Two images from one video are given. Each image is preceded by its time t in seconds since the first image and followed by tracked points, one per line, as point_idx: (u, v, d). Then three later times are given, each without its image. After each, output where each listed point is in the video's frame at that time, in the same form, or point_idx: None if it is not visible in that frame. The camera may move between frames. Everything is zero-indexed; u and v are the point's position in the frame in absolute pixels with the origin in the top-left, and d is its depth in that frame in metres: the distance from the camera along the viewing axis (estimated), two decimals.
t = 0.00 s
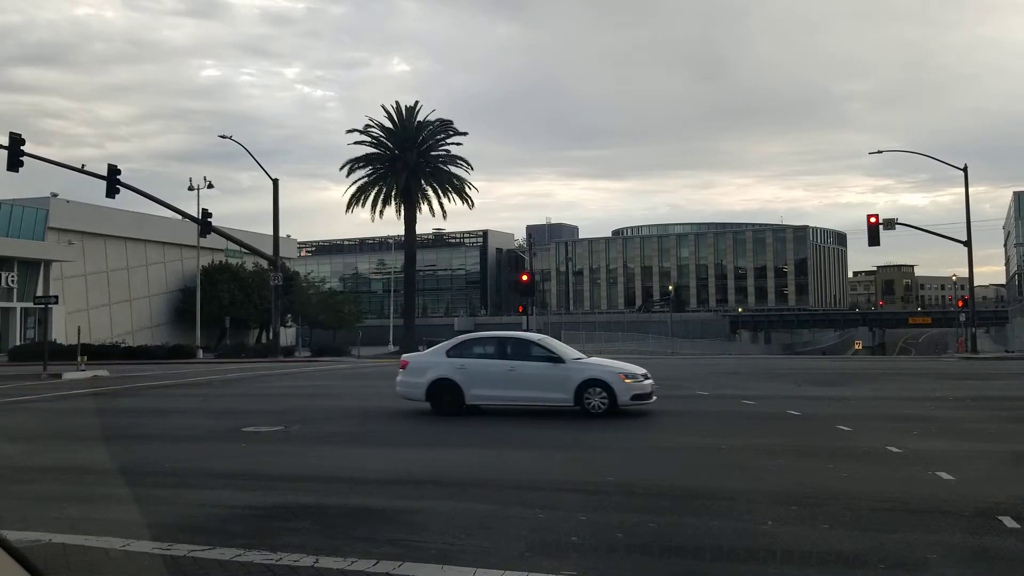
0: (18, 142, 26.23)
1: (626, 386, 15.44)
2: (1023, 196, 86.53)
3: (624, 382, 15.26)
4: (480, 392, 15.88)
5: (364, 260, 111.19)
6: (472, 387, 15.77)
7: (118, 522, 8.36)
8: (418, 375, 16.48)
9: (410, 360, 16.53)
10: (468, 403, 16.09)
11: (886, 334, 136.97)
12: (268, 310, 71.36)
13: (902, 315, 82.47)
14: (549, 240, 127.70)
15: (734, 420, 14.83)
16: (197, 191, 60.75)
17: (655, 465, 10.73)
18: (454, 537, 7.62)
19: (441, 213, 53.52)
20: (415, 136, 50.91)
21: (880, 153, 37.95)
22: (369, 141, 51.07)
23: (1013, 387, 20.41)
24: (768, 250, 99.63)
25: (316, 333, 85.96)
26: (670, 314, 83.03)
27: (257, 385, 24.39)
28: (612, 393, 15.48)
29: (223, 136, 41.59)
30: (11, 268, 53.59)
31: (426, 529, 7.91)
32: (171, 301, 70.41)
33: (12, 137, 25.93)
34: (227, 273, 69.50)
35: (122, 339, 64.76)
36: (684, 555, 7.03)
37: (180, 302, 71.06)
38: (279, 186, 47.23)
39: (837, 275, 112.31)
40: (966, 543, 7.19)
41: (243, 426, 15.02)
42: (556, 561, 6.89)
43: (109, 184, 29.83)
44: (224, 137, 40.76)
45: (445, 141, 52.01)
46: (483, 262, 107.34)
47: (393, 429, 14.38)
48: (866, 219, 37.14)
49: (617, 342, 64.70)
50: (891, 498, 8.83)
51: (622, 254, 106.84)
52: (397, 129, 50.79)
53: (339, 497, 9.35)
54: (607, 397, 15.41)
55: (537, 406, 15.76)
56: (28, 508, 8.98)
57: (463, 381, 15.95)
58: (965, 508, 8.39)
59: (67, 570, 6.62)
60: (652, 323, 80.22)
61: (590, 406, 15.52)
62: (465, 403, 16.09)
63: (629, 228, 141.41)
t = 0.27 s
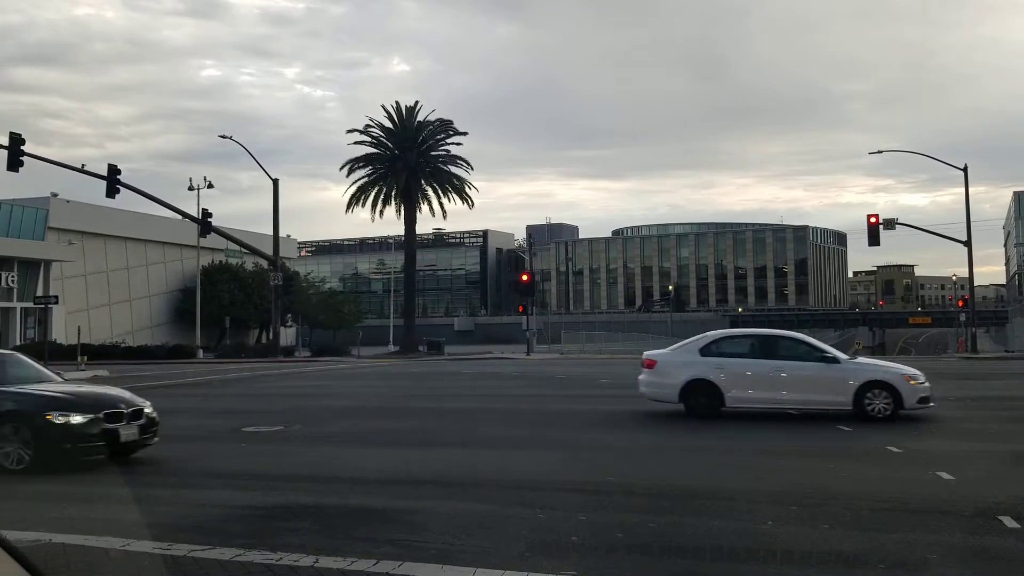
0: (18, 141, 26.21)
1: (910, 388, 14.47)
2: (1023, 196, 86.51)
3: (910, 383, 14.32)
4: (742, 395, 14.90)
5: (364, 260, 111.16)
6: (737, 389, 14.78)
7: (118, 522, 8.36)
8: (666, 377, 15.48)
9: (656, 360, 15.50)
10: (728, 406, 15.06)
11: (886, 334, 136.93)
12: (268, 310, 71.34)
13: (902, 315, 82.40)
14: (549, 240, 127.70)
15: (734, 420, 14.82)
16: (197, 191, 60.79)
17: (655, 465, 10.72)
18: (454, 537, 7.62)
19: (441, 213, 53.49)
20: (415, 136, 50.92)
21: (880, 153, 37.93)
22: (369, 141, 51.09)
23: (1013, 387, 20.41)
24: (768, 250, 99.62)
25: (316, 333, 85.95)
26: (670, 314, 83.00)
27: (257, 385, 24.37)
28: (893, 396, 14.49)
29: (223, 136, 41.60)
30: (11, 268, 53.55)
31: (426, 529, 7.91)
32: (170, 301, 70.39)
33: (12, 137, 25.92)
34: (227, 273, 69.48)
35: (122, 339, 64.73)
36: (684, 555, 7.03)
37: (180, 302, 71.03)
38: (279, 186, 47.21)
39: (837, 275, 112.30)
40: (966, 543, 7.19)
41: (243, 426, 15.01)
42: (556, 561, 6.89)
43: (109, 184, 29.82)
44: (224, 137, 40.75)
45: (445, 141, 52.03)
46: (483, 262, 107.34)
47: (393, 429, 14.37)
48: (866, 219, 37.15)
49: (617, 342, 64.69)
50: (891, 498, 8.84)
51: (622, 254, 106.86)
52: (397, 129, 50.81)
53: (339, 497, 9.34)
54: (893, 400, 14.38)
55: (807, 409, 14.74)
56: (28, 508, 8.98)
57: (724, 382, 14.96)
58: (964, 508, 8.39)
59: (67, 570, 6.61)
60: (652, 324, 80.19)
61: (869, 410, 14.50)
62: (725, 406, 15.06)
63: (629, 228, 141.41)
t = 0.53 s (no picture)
0: (17, 141, 26.21)
1: None
2: (1023, 196, 86.47)
3: None
4: None
5: (364, 260, 111.19)
6: None
7: (118, 522, 8.35)
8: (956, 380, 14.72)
9: (943, 361, 14.75)
10: None
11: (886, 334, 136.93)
12: (268, 310, 71.31)
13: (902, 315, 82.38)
14: (549, 240, 127.72)
15: (735, 420, 14.84)
16: (197, 191, 61.38)
17: (657, 465, 10.71)
18: (455, 537, 7.61)
19: (441, 213, 53.51)
20: (415, 136, 50.98)
21: (880, 153, 37.89)
22: (369, 141, 51.11)
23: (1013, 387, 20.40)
24: (768, 250, 99.60)
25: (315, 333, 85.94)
26: (670, 314, 82.99)
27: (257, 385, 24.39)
28: None
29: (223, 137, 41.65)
30: (11, 268, 53.57)
31: (425, 529, 7.91)
32: (170, 301, 70.39)
33: (12, 136, 25.92)
34: (227, 273, 69.53)
35: (122, 339, 64.71)
36: (684, 555, 7.03)
37: (180, 302, 71.04)
38: (279, 186, 47.23)
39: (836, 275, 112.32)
40: (965, 543, 7.18)
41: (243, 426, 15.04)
42: (556, 561, 6.89)
43: (109, 184, 29.83)
44: (223, 137, 40.73)
45: (445, 141, 52.03)
46: (483, 262, 107.35)
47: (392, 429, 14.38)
48: (866, 219, 37.17)
49: (617, 342, 64.68)
50: (891, 498, 8.83)
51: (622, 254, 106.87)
52: (397, 129, 50.84)
53: (340, 496, 9.35)
54: None
55: None
56: (28, 507, 8.98)
57: None
58: (965, 508, 8.39)
59: (67, 570, 6.61)
60: (652, 324, 80.19)
61: None
62: None
63: (628, 228, 141.38)
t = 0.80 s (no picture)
0: (18, 142, 26.23)
1: None
2: (1023, 196, 86.45)
3: None
4: None
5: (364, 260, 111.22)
6: None
7: (118, 522, 8.35)
8: None
9: None
10: None
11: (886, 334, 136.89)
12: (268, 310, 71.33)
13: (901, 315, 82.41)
14: (548, 240, 127.76)
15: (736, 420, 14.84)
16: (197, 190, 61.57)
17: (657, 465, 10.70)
18: (454, 537, 7.62)
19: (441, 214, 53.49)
20: (415, 136, 50.97)
21: (880, 153, 37.93)
22: (369, 141, 51.11)
23: (1014, 387, 20.42)
24: (768, 250, 99.62)
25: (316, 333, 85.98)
26: (670, 314, 83.01)
27: (258, 385, 24.41)
28: None
29: (223, 137, 41.70)
30: (11, 268, 53.59)
31: (426, 529, 7.91)
32: (170, 301, 70.39)
33: (12, 136, 25.94)
34: (227, 273, 69.54)
35: (122, 339, 64.74)
36: (684, 555, 7.03)
37: (180, 302, 71.06)
38: (279, 186, 47.27)
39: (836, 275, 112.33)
40: (966, 544, 7.17)
41: (243, 426, 15.05)
42: (556, 561, 6.89)
43: (109, 183, 29.85)
44: (223, 137, 40.77)
45: (445, 141, 52.01)
46: (483, 262, 107.35)
47: (393, 429, 14.39)
48: (866, 219, 37.23)
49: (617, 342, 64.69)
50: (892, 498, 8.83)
51: (622, 254, 106.87)
52: (397, 129, 50.84)
53: (340, 497, 9.34)
54: None
55: None
56: (27, 507, 8.98)
57: None
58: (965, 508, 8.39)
59: (67, 570, 6.62)
60: (651, 324, 80.23)
61: None
62: None
63: (629, 228, 141.30)
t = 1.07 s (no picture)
0: (18, 142, 26.22)
1: None
2: (1022, 196, 86.47)
3: None
4: None
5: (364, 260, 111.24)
6: None
7: (118, 521, 8.34)
8: None
9: None
10: None
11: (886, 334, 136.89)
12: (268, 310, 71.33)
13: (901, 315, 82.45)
14: (548, 240, 127.84)
15: (735, 420, 14.85)
16: (196, 192, 61.25)
17: (656, 465, 10.71)
18: (454, 537, 7.62)
19: (441, 213, 53.47)
20: (415, 136, 51.00)
21: (880, 152, 37.96)
22: (369, 141, 51.11)
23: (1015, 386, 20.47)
24: (768, 250, 99.65)
25: (316, 333, 85.99)
26: (670, 314, 83.05)
27: (258, 385, 24.41)
28: None
29: (223, 136, 41.69)
30: (11, 268, 53.58)
31: (425, 529, 7.92)
32: (170, 302, 70.37)
33: (12, 136, 25.95)
34: (227, 273, 69.54)
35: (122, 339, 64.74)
36: (685, 555, 7.03)
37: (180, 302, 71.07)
38: (279, 186, 47.28)
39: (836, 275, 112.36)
40: (966, 543, 7.18)
41: (243, 426, 15.04)
42: (556, 561, 6.89)
43: (109, 184, 29.86)
44: (224, 137, 40.82)
45: (446, 141, 52.04)
46: (483, 262, 107.38)
47: (393, 429, 14.40)
48: (866, 219, 37.28)
49: (617, 342, 64.71)
50: (892, 498, 8.83)
51: (622, 254, 106.89)
52: (397, 129, 50.84)
53: (340, 497, 9.35)
54: None
55: None
56: (28, 507, 8.98)
57: None
58: (965, 507, 8.39)
59: (67, 570, 6.61)
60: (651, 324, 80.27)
61: None
62: None
63: (628, 228, 141.34)
